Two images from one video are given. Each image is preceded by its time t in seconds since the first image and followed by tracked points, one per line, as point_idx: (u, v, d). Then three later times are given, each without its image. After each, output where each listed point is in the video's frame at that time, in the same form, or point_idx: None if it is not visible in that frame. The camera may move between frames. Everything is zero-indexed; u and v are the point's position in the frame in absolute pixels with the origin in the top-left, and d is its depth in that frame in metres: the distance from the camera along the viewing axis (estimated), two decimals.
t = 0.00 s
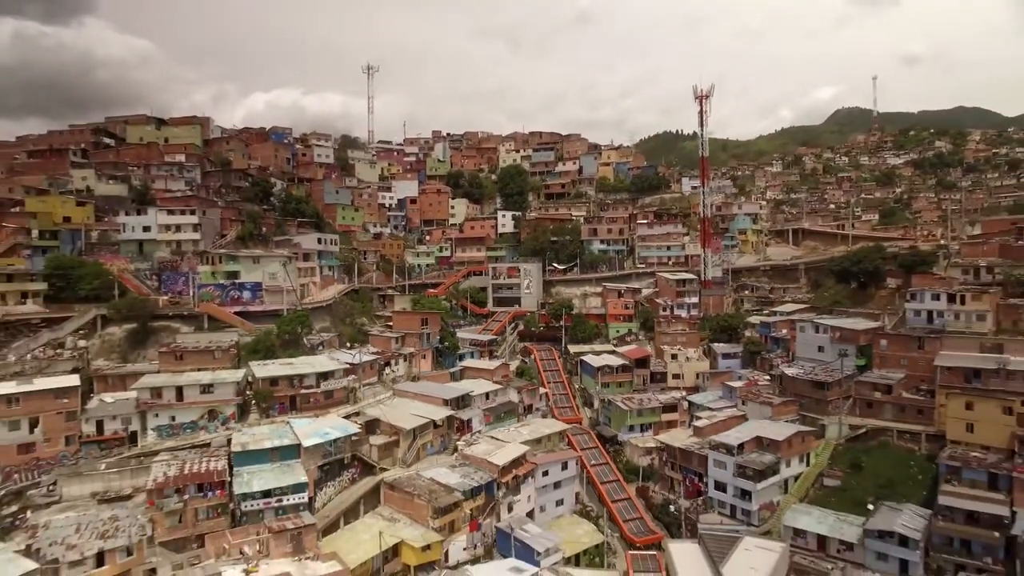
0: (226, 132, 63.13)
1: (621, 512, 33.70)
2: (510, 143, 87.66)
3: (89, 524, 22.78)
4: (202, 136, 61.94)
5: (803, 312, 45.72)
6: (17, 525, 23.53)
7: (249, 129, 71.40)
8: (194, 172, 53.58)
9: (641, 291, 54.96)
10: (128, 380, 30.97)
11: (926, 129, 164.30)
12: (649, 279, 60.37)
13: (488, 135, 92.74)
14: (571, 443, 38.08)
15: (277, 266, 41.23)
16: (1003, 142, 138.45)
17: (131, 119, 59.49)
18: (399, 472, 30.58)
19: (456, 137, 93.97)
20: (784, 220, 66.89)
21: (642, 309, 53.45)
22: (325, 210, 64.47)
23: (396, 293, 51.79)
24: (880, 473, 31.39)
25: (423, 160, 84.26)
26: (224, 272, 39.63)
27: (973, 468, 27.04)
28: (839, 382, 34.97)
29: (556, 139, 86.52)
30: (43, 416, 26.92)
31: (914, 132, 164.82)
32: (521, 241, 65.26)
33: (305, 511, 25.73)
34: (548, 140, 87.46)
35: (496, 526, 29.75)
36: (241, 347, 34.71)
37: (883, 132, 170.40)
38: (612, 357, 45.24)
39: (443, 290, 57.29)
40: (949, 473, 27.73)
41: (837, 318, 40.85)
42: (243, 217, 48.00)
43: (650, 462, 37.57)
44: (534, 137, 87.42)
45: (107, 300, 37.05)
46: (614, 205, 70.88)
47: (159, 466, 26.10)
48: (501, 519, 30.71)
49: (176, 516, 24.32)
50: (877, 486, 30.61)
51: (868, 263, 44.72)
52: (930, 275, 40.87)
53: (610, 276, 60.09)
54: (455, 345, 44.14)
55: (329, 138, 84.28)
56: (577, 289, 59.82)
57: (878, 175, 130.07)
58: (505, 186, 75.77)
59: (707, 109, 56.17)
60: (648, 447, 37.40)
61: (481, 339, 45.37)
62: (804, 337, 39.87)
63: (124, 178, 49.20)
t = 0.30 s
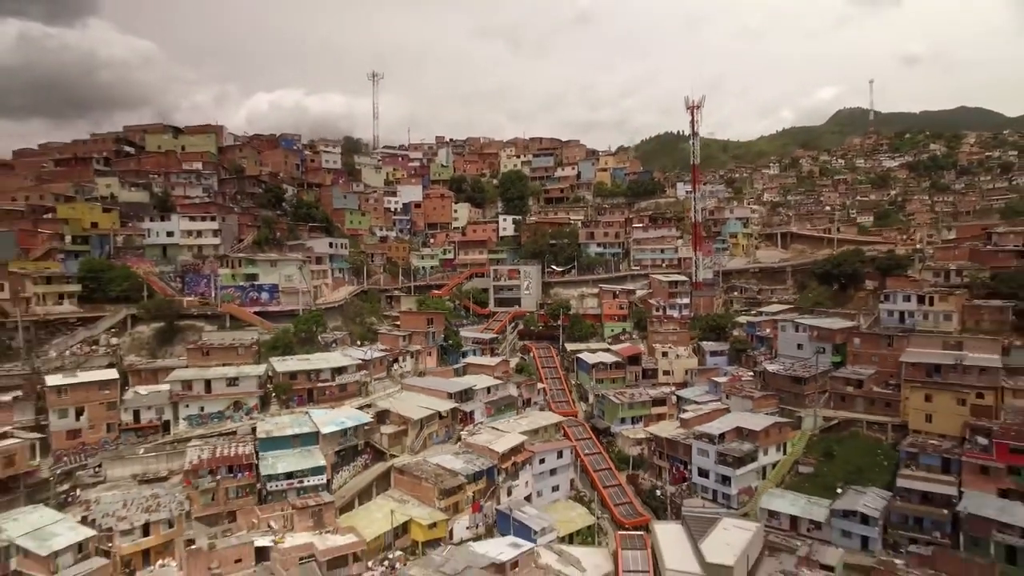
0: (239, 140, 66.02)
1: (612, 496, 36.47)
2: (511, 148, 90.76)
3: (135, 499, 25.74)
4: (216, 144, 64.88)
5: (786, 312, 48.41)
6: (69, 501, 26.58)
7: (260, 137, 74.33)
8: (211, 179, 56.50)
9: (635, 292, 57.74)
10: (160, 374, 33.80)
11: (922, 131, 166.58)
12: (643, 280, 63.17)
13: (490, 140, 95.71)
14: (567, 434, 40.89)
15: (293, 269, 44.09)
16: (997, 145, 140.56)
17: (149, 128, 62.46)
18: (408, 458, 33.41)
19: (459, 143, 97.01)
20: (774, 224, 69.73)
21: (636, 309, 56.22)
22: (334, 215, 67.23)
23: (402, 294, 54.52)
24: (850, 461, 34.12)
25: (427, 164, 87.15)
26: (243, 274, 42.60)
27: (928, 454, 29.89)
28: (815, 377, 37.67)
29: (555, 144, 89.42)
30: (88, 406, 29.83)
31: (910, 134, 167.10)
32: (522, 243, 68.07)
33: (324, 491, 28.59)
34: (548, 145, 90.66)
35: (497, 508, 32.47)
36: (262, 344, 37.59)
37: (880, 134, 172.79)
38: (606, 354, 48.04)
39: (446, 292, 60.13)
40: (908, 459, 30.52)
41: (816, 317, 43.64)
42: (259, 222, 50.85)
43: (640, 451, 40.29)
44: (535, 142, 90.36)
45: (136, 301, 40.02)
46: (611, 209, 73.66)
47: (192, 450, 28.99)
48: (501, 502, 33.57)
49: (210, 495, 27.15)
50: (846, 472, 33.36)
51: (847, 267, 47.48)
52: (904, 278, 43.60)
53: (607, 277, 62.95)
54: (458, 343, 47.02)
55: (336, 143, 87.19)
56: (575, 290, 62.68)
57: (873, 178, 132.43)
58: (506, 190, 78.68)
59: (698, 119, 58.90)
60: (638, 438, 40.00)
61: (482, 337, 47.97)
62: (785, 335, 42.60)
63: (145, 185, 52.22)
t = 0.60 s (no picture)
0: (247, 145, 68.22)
1: (606, 486, 38.61)
2: (511, 152, 93.20)
3: (163, 484, 27.98)
4: (226, 149, 67.07)
5: (774, 312, 50.55)
6: (102, 487, 28.81)
7: (267, 141, 76.56)
8: (222, 184, 58.69)
9: (631, 293, 59.91)
10: (180, 370, 36.01)
11: (918, 133, 168.43)
12: (638, 281, 65.33)
13: (491, 144, 98.07)
14: (563, 428, 43.07)
15: (302, 271, 46.27)
16: (992, 147, 142.42)
17: (161, 135, 64.74)
18: (413, 449, 35.58)
19: (460, 147, 99.41)
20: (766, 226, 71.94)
21: (631, 310, 58.32)
22: (340, 218, 69.33)
23: (406, 295, 56.61)
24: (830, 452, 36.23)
25: (429, 168, 89.44)
26: (257, 276, 44.80)
27: (900, 445, 32.19)
28: (798, 373, 39.84)
29: (554, 148, 91.72)
30: (117, 399, 32.04)
31: (907, 136, 168.93)
32: (522, 245, 70.28)
33: (336, 478, 30.79)
34: (547, 150, 93.22)
35: (496, 496, 34.63)
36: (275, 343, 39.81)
37: (876, 136, 174.67)
38: (602, 352, 50.15)
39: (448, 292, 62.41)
40: (881, 449, 32.75)
41: (801, 317, 45.81)
42: (270, 226, 53.06)
43: (633, 444, 42.08)
44: (534, 146, 92.66)
45: (156, 301, 42.24)
46: (608, 212, 75.88)
47: (214, 440, 31.18)
48: (501, 490, 35.69)
49: (231, 481, 29.32)
50: (825, 462, 35.51)
51: (832, 269, 49.73)
52: (885, 279, 45.74)
53: (604, 279, 64.88)
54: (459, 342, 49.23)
55: (341, 148, 89.47)
56: (573, 291, 64.84)
57: (869, 180, 134.35)
58: (506, 194, 81.00)
59: (691, 125, 61.08)
60: (631, 431, 42.10)
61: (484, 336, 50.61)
62: (771, 334, 44.73)
63: (161, 191, 54.44)
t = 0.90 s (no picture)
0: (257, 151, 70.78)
1: (600, 475, 41.09)
2: (511, 157, 95.82)
3: (190, 470, 30.52)
4: (237, 155, 69.64)
5: (761, 312, 53.06)
6: (133, 473, 31.33)
7: (276, 147, 79.15)
8: (235, 189, 61.27)
9: (626, 294, 62.37)
10: (201, 365, 38.54)
11: (914, 136, 170.60)
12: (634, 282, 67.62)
13: (492, 149, 100.71)
14: (560, 421, 45.56)
15: (314, 274, 48.97)
16: (986, 150, 144.66)
17: (175, 142, 67.46)
18: (419, 440, 38.05)
19: (462, 152, 102.09)
20: (757, 230, 74.46)
21: (625, 309, 60.57)
22: (346, 222, 71.89)
23: (410, 295, 59.08)
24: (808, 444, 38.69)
25: (431, 172, 92.05)
26: (270, 278, 47.48)
27: (871, 436, 34.69)
28: (781, 370, 42.29)
29: (553, 153, 94.25)
30: (145, 392, 34.57)
31: (903, 138, 171.20)
32: (521, 247, 72.81)
33: (348, 466, 33.32)
34: (546, 154, 95.85)
35: (497, 484, 37.13)
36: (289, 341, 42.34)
37: (873, 139, 176.65)
38: (597, 350, 52.65)
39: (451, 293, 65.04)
40: (854, 440, 35.22)
41: (785, 317, 48.36)
42: (281, 230, 55.67)
43: (626, 437, 44.58)
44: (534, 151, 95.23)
45: (175, 301, 44.77)
46: (606, 215, 78.40)
47: (235, 430, 33.69)
48: (501, 478, 38.20)
49: (252, 467, 31.77)
50: (804, 453, 37.97)
51: (816, 272, 52.24)
52: (866, 282, 48.17)
53: (601, 281, 67.06)
54: (462, 340, 51.82)
55: (346, 152, 92.11)
56: (570, 291, 67.33)
57: (864, 182, 136.61)
58: (507, 198, 83.57)
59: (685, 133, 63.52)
60: (624, 425, 44.36)
61: (486, 335, 53.35)
62: (757, 333, 47.28)
63: (176, 196, 57.02)
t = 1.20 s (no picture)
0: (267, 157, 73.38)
1: (594, 465, 43.52)
2: (512, 161, 98.46)
3: (213, 458, 33.00)
4: (247, 160, 72.21)
5: (750, 312, 55.58)
6: (160, 461, 33.82)
7: (284, 152, 81.75)
8: (246, 194, 63.84)
9: (622, 294, 64.86)
10: (220, 361, 41.03)
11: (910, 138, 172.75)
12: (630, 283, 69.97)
13: (493, 153, 103.36)
14: (557, 416, 48.02)
15: (324, 275, 51.67)
16: (981, 152, 146.77)
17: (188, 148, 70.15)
18: (424, 431, 40.52)
19: (464, 156, 104.74)
20: (749, 232, 76.94)
21: (621, 309, 62.98)
22: (353, 224, 74.45)
23: (415, 295, 61.56)
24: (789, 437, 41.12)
25: (434, 176, 94.74)
26: (282, 279, 50.32)
27: (847, 428, 37.12)
28: (766, 367, 44.65)
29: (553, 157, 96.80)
30: (169, 386, 37.11)
31: (899, 140, 173.31)
32: (522, 250, 75.32)
33: (359, 455, 35.82)
34: (546, 159, 98.43)
35: (497, 473, 39.58)
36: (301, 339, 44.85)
37: (870, 141, 178.91)
38: (594, 348, 55.04)
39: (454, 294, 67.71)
40: (831, 432, 37.65)
41: (772, 317, 50.71)
42: (292, 234, 58.36)
43: (620, 430, 46.92)
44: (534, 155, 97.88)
45: (193, 302, 47.32)
46: (603, 218, 80.81)
47: (254, 422, 36.19)
48: (501, 468, 40.64)
49: (270, 455, 34.21)
50: (786, 445, 40.41)
51: (802, 274, 54.69)
52: (850, 283, 50.55)
53: (598, 281, 70.05)
54: (464, 338, 54.39)
55: (352, 156, 94.73)
56: (569, 292, 69.74)
57: (860, 184, 138.78)
58: (508, 201, 86.13)
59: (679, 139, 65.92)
60: (618, 419, 46.73)
61: (487, 333, 55.81)
62: (745, 333, 49.69)
63: (191, 201, 59.61)
